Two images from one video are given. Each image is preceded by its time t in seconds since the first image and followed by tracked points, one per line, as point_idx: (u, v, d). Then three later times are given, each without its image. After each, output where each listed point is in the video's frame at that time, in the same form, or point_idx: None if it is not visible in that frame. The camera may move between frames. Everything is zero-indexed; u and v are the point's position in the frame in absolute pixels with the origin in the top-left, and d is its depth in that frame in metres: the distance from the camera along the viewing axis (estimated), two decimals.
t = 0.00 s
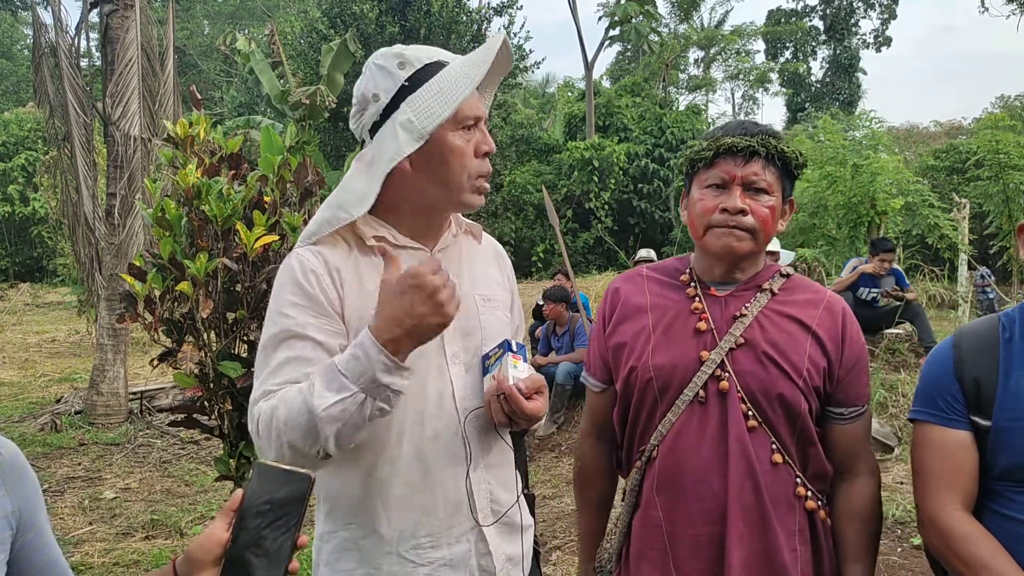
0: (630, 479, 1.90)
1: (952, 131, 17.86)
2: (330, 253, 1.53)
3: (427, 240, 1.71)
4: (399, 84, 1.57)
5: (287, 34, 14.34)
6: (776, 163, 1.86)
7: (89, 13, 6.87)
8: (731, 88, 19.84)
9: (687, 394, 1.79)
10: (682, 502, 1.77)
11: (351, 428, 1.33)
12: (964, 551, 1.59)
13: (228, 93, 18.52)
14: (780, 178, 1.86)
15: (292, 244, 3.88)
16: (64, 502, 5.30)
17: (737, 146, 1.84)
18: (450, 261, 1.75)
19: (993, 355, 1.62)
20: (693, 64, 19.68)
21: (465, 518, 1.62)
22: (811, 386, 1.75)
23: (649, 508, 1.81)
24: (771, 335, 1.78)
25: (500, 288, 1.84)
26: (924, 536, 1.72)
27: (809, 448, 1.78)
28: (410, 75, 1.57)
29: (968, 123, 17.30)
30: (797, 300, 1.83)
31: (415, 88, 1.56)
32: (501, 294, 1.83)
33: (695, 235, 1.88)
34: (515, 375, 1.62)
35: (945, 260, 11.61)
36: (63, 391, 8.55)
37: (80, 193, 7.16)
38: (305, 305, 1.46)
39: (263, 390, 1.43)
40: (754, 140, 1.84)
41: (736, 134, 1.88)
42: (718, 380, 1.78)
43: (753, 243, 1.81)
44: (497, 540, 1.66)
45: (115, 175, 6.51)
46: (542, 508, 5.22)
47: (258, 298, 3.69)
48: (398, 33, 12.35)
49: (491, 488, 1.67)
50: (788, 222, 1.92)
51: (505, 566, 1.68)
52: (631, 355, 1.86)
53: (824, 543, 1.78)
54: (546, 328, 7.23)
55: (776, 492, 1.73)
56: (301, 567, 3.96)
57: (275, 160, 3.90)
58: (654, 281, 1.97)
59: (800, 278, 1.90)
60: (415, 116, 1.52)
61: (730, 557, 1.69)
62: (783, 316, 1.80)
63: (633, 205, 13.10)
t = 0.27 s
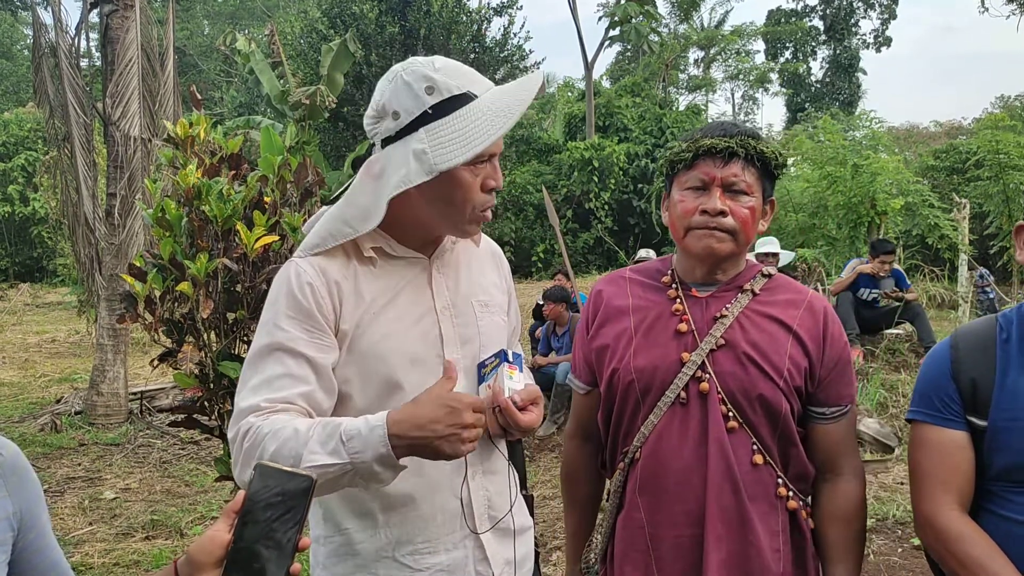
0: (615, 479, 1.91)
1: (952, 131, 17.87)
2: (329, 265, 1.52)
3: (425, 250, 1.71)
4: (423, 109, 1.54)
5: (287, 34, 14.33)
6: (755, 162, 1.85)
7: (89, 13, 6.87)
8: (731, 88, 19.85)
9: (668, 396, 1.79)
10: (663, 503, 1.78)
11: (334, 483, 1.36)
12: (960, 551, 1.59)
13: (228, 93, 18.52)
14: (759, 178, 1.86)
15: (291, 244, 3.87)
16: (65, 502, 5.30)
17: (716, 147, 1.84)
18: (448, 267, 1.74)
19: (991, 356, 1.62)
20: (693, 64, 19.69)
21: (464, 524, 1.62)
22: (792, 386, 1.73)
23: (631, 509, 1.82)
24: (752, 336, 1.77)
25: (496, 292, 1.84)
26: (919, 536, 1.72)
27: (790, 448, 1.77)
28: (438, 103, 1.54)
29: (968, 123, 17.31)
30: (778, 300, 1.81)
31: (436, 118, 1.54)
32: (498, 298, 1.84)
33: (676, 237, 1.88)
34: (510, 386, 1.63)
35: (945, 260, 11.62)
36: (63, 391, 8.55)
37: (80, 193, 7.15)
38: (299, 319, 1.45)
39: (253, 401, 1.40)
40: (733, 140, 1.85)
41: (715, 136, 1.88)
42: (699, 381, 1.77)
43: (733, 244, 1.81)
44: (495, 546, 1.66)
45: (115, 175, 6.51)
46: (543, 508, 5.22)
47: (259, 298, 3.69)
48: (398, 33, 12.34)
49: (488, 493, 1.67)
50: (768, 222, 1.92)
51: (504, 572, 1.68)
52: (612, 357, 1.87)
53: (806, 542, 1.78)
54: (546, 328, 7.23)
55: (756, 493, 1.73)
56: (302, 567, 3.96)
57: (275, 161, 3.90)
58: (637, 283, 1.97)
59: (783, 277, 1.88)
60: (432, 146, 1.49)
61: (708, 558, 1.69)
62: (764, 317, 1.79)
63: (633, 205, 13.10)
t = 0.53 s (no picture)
0: (613, 480, 1.91)
1: (952, 131, 17.87)
2: (330, 260, 1.52)
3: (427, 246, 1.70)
4: (408, 96, 1.55)
5: (287, 34, 14.33)
6: (757, 165, 1.86)
7: (89, 13, 6.87)
8: (731, 88, 19.85)
9: (668, 399, 1.79)
10: (661, 505, 1.78)
11: (350, 426, 1.34)
12: (960, 552, 1.59)
13: (228, 93, 18.52)
14: (761, 180, 1.86)
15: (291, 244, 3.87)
16: (65, 502, 5.30)
17: (718, 148, 1.84)
18: (450, 264, 1.74)
19: (989, 356, 1.62)
20: (693, 64, 19.69)
21: (463, 523, 1.62)
22: (791, 389, 1.74)
23: (630, 511, 1.82)
24: (752, 338, 1.77)
25: (502, 288, 1.83)
26: (918, 538, 1.72)
27: (789, 451, 1.77)
28: (421, 88, 1.54)
29: (968, 124, 17.32)
30: (777, 302, 1.82)
31: (423, 103, 1.54)
32: (503, 295, 1.82)
33: (676, 237, 1.88)
34: (515, 383, 1.61)
35: (945, 260, 11.63)
36: (63, 391, 8.55)
37: (80, 193, 7.15)
38: (302, 314, 1.46)
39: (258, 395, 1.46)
40: (736, 143, 1.85)
41: (718, 137, 1.88)
42: (698, 383, 1.78)
43: (733, 247, 1.82)
44: (496, 544, 1.66)
45: (115, 175, 6.50)
46: (543, 508, 5.22)
47: (259, 298, 3.69)
48: (398, 33, 12.34)
49: (489, 494, 1.67)
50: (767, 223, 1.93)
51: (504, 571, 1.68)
52: (611, 358, 1.87)
53: (802, 543, 1.79)
54: (546, 328, 7.23)
55: (755, 495, 1.73)
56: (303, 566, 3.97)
57: (275, 161, 3.90)
58: (636, 284, 1.97)
59: (781, 278, 1.89)
60: (417, 133, 1.49)
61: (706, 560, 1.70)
62: (764, 319, 1.79)
63: (633, 205, 13.10)
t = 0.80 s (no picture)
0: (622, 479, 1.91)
1: (952, 131, 17.87)
2: (336, 272, 1.52)
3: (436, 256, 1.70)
4: (438, 122, 1.51)
5: (287, 34, 14.33)
6: (778, 164, 1.85)
7: (89, 13, 6.87)
8: (731, 88, 19.85)
9: (679, 397, 1.79)
10: (670, 504, 1.78)
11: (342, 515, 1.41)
12: (961, 552, 1.59)
13: (228, 93, 18.52)
14: (780, 180, 1.85)
15: (291, 244, 3.87)
16: (64, 502, 5.30)
17: (738, 147, 1.83)
18: (459, 275, 1.73)
19: (989, 356, 1.62)
20: (693, 64, 19.69)
21: (458, 536, 1.61)
22: (805, 392, 1.74)
23: (638, 510, 1.82)
24: (766, 339, 1.77)
25: (509, 298, 1.82)
26: (919, 538, 1.72)
27: (800, 454, 1.78)
28: (452, 117, 1.51)
29: (968, 124, 17.32)
30: (793, 304, 1.82)
31: (452, 130, 1.51)
32: (510, 306, 1.82)
33: (692, 236, 1.88)
34: (516, 403, 1.60)
35: (945, 260, 11.63)
36: (63, 391, 8.55)
37: (79, 193, 7.15)
38: (307, 329, 1.47)
39: (265, 414, 1.41)
40: (756, 141, 1.84)
41: (737, 135, 1.87)
42: (710, 382, 1.78)
43: (750, 247, 1.82)
44: (489, 558, 1.65)
45: (115, 175, 6.50)
46: (543, 508, 5.22)
47: (258, 298, 3.69)
48: (398, 34, 12.34)
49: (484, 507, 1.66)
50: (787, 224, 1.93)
51: None
52: (623, 356, 1.87)
53: (815, 547, 1.78)
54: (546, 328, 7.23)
55: (766, 497, 1.74)
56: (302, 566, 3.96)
57: (275, 161, 3.90)
58: (650, 280, 1.98)
59: (797, 279, 1.89)
60: (444, 162, 1.48)
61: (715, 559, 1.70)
62: (778, 320, 1.79)
63: (633, 205, 13.09)
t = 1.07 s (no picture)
0: (636, 476, 1.92)
1: (952, 130, 17.86)
2: (335, 268, 1.53)
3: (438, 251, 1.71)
4: (427, 108, 1.53)
5: (287, 34, 14.33)
6: (806, 166, 1.87)
7: (89, 13, 6.87)
8: (731, 88, 19.84)
9: (697, 395, 1.80)
10: (686, 503, 1.80)
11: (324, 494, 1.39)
12: (964, 553, 1.60)
13: (228, 93, 18.51)
14: (807, 182, 1.87)
15: (291, 244, 3.87)
16: (64, 502, 5.30)
17: (768, 146, 1.84)
18: (461, 273, 1.73)
19: (993, 356, 1.63)
20: (693, 64, 19.69)
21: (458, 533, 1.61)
22: (823, 392, 1.76)
23: (653, 507, 1.84)
24: (785, 338, 1.79)
25: (513, 297, 1.82)
26: (923, 538, 1.73)
27: (816, 455, 1.80)
28: (441, 103, 1.53)
29: (968, 123, 17.31)
30: (812, 305, 1.84)
31: (441, 115, 1.54)
32: (514, 304, 1.81)
33: (716, 233, 1.89)
34: (517, 401, 1.59)
35: (945, 259, 11.63)
36: (63, 390, 8.55)
37: (79, 193, 7.15)
38: (303, 325, 1.46)
39: (255, 406, 1.42)
40: (786, 141, 1.84)
41: (768, 134, 1.88)
42: (729, 381, 1.79)
43: (774, 247, 1.83)
44: (492, 555, 1.65)
45: (115, 175, 6.50)
46: (543, 508, 5.22)
47: (259, 297, 3.69)
48: (398, 33, 12.33)
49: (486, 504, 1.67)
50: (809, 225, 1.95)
51: None
52: (641, 351, 1.87)
53: (826, 549, 1.80)
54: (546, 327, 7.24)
55: (781, 496, 1.76)
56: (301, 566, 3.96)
57: (275, 160, 3.90)
58: (668, 277, 1.99)
59: (816, 282, 1.91)
60: (435, 147, 1.50)
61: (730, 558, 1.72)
62: (797, 320, 1.82)
63: (633, 204, 13.08)
